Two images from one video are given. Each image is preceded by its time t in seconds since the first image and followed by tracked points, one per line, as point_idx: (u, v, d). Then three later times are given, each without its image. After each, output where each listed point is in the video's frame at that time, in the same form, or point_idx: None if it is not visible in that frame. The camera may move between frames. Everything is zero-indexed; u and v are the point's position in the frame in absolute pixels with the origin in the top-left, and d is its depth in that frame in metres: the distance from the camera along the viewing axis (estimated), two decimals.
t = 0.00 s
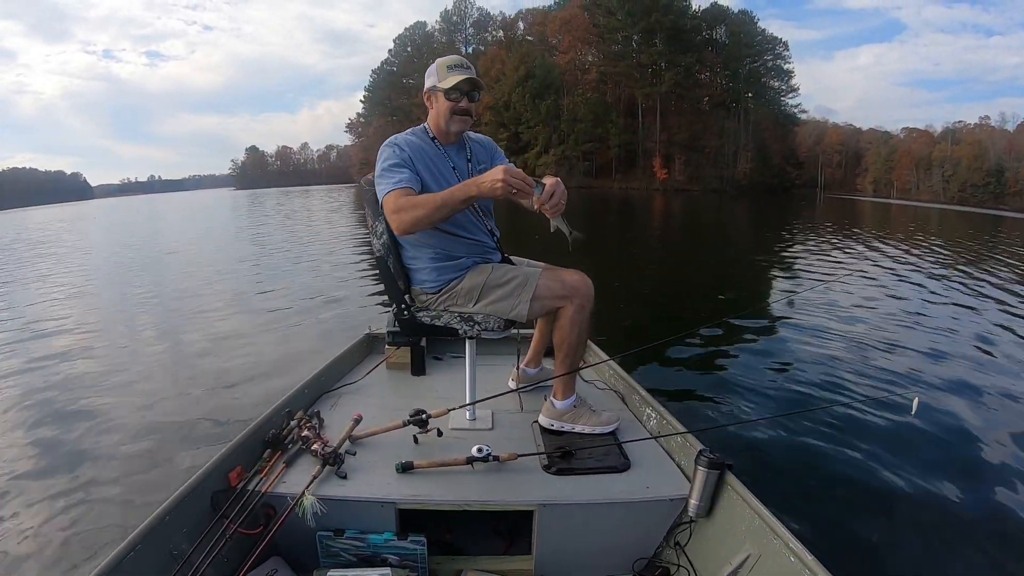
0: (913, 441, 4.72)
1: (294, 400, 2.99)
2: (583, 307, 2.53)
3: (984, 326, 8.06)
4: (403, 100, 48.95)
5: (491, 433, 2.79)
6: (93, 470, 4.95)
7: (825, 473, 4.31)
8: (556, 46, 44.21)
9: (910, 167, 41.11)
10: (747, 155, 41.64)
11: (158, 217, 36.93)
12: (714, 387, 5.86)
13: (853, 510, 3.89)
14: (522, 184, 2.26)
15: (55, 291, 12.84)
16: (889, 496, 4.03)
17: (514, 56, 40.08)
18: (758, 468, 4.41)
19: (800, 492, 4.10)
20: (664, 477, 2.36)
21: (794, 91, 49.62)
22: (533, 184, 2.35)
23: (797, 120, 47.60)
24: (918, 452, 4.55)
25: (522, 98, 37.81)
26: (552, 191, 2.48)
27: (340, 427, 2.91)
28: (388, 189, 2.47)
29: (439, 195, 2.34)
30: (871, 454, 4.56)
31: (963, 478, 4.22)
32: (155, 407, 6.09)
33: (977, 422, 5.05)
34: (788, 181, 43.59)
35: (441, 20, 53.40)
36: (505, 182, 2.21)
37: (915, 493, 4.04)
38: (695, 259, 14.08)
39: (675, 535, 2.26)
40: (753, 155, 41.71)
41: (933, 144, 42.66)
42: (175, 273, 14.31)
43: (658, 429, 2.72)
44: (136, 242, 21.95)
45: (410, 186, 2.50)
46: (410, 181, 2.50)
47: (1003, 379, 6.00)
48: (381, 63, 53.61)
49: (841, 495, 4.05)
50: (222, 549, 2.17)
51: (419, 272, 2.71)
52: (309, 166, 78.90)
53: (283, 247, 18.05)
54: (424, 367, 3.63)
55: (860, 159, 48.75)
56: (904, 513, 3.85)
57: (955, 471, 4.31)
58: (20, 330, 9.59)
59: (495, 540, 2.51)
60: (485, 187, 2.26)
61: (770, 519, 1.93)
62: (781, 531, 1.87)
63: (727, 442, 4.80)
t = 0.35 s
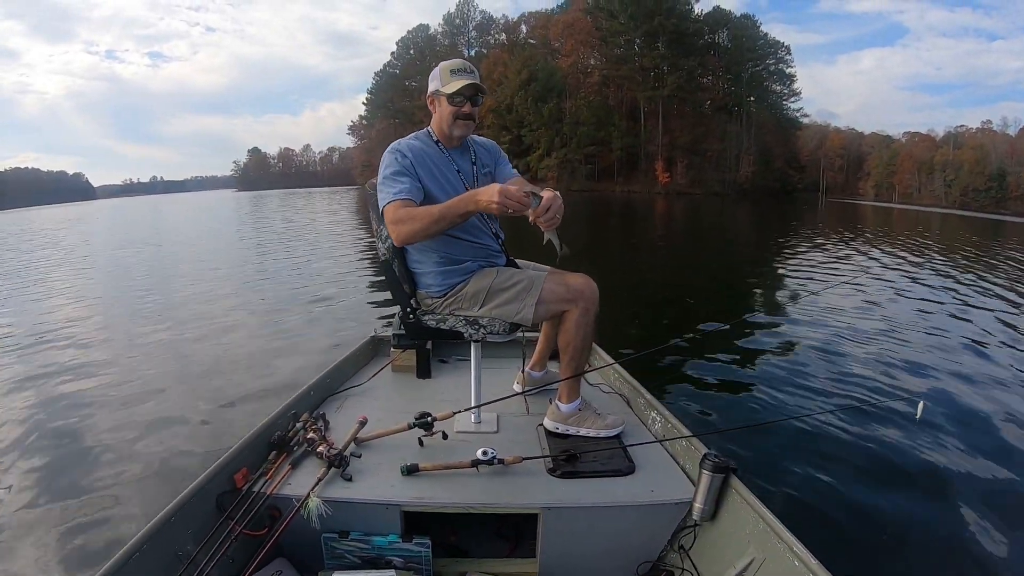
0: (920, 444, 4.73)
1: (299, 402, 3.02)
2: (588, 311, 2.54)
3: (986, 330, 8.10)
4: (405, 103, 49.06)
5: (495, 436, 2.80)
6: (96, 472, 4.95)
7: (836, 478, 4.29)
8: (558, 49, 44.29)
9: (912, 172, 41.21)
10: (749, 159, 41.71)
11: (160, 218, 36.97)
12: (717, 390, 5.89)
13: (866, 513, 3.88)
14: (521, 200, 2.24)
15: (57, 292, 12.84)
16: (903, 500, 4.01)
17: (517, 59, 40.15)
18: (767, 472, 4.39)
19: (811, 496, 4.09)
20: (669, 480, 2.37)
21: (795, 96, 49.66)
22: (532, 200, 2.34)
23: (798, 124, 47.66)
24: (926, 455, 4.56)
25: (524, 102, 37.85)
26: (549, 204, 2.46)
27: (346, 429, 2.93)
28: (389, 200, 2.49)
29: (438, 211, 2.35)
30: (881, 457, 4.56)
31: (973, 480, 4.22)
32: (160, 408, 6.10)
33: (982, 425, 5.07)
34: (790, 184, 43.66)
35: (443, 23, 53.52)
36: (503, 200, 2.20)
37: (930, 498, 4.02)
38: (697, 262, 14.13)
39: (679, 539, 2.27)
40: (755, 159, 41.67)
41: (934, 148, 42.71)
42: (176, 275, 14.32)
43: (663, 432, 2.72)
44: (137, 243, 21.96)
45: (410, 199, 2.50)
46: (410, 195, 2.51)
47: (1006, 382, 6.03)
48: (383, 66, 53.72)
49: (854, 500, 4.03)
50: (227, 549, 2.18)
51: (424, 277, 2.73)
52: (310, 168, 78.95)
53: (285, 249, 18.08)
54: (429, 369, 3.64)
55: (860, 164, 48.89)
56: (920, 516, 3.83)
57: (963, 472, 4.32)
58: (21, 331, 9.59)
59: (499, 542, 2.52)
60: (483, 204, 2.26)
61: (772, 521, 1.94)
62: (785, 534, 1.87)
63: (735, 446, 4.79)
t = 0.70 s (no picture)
0: (928, 451, 4.72)
1: (302, 405, 3.02)
2: (592, 316, 2.54)
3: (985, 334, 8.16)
4: (406, 107, 49.17)
5: (498, 441, 2.81)
6: (97, 475, 4.94)
7: (849, 494, 4.21)
8: (558, 54, 44.43)
9: (912, 177, 41.24)
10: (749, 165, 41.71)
11: (161, 221, 37.02)
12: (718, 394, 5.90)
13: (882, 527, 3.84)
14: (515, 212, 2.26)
15: (57, 294, 12.84)
16: (920, 516, 3.94)
17: (517, 64, 40.27)
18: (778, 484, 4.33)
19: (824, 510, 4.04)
20: (672, 486, 2.37)
21: (795, 101, 49.79)
22: (526, 211, 2.34)
23: (798, 130, 47.76)
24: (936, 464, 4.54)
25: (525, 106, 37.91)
26: (540, 217, 2.47)
27: (348, 433, 2.92)
28: (390, 209, 2.50)
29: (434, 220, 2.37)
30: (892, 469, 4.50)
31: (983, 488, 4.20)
32: (160, 411, 6.08)
33: (986, 430, 5.09)
34: (790, 190, 43.70)
35: (444, 27, 53.66)
36: (496, 212, 2.21)
37: (934, 508, 4.01)
38: (697, 267, 14.19)
39: (682, 546, 2.27)
40: (755, 164, 41.71)
41: (934, 154, 42.75)
42: (176, 278, 14.33)
43: (666, 439, 2.73)
44: (138, 246, 22.00)
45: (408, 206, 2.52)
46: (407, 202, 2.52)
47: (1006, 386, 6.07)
48: (384, 70, 53.87)
49: (859, 510, 4.02)
50: (230, 551, 2.18)
51: (429, 282, 2.73)
52: (311, 171, 79.07)
53: (285, 252, 18.10)
54: (433, 374, 3.65)
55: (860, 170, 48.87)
56: (926, 529, 3.82)
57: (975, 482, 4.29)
58: (21, 334, 9.60)
59: (502, 548, 2.52)
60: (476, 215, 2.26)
61: (776, 529, 1.94)
62: (788, 543, 1.87)
63: (741, 456, 4.75)
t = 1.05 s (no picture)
0: (931, 448, 4.71)
1: (305, 403, 3.02)
2: (597, 315, 2.54)
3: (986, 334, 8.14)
4: (406, 106, 49.22)
5: (502, 440, 2.80)
6: (94, 476, 4.91)
7: (853, 489, 4.20)
8: (558, 53, 44.41)
9: (911, 177, 41.23)
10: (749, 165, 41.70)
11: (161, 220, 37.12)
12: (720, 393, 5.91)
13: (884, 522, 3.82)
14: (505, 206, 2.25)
15: (58, 294, 12.85)
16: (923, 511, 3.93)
17: (517, 63, 40.24)
18: (780, 480, 4.32)
19: (827, 505, 4.03)
20: (675, 486, 2.36)
21: (795, 102, 49.73)
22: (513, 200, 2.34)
23: (798, 130, 47.77)
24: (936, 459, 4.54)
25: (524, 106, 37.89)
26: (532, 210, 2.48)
27: (351, 432, 2.92)
28: (391, 205, 2.49)
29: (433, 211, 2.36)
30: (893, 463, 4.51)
31: (986, 486, 4.19)
32: (160, 411, 6.06)
33: (987, 428, 5.09)
34: (789, 190, 43.71)
35: (444, 26, 53.61)
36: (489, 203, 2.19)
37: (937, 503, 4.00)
38: (697, 267, 14.15)
39: (684, 545, 2.26)
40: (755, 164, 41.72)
41: (934, 153, 42.66)
42: (176, 277, 14.36)
43: (670, 438, 2.72)
44: (137, 245, 22.03)
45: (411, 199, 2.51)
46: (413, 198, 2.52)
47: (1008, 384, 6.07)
48: (384, 69, 53.92)
49: (861, 504, 4.01)
50: (232, 550, 2.18)
51: (432, 280, 2.73)
52: (311, 170, 79.15)
53: (285, 252, 18.13)
54: (436, 373, 3.65)
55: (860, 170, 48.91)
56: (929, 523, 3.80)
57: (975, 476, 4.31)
58: (21, 334, 9.61)
59: (505, 547, 2.51)
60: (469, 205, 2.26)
61: (781, 528, 1.93)
62: (794, 542, 1.86)
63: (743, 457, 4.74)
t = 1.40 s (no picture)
0: (933, 444, 4.70)
1: (309, 401, 3.02)
2: (600, 311, 2.53)
3: (989, 328, 8.12)
4: (405, 104, 49.20)
5: (505, 436, 2.81)
6: (96, 474, 4.91)
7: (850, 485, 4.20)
8: (557, 49, 44.28)
9: (911, 172, 41.20)
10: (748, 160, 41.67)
11: (160, 219, 37.07)
12: (723, 389, 5.91)
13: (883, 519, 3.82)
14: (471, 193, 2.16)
15: (57, 293, 12.82)
16: (923, 508, 3.92)
17: (516, 60, 40.11)
18: (783, 476, 4.32)
19: (828, 501, 4.02)
20: (678, 482, 2.37)
21: (795, 97, 49.58)
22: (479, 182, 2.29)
23: (797, 125, 47.73)
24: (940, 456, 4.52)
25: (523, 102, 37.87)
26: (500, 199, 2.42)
27: (355, 428, 2.92)
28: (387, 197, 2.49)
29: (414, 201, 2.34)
30: (894, 458, 4.51)
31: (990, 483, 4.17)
32: (160, 411, 6.04)
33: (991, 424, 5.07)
34: (789, 185, 43.65)
35: (443, 22, 53.42)
36: (450, 189, 2.11)
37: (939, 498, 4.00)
38: (698, 263, 14.09)
39: (688, 542, 2.26)
40: (754, 159, 41.67)
41: (934, 148, 42.50)
42: (176, 275, 14.36)
43: (673, 434, 2.72)
44: (137, 244, 22.03)
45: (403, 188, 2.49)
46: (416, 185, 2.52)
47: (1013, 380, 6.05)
48: (383, 66, 53.83)
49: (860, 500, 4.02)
50: (236, 547, 2.18)
51: (434, 277, 2.74)
52: (310, 168, 79.06)
53: (284, 249, 18.14)
54: (440, 369, 3.65)
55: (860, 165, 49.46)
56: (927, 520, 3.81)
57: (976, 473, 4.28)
58: (20, 333, 9.61)
59: (509, 544, 2.51)
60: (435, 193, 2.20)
61: (784, 525, 1.92)
62: (797, 539, 1.85)
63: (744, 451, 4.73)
